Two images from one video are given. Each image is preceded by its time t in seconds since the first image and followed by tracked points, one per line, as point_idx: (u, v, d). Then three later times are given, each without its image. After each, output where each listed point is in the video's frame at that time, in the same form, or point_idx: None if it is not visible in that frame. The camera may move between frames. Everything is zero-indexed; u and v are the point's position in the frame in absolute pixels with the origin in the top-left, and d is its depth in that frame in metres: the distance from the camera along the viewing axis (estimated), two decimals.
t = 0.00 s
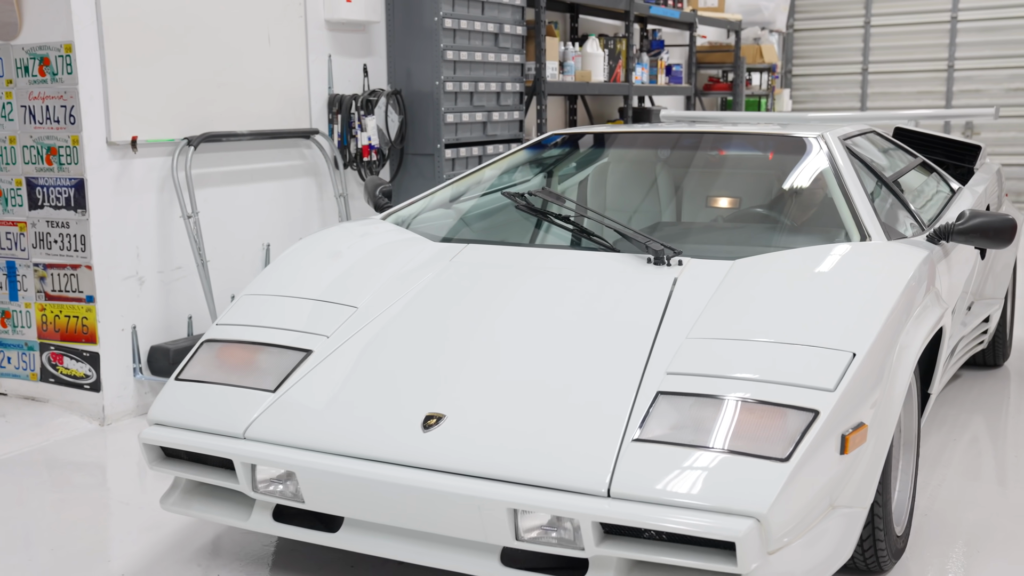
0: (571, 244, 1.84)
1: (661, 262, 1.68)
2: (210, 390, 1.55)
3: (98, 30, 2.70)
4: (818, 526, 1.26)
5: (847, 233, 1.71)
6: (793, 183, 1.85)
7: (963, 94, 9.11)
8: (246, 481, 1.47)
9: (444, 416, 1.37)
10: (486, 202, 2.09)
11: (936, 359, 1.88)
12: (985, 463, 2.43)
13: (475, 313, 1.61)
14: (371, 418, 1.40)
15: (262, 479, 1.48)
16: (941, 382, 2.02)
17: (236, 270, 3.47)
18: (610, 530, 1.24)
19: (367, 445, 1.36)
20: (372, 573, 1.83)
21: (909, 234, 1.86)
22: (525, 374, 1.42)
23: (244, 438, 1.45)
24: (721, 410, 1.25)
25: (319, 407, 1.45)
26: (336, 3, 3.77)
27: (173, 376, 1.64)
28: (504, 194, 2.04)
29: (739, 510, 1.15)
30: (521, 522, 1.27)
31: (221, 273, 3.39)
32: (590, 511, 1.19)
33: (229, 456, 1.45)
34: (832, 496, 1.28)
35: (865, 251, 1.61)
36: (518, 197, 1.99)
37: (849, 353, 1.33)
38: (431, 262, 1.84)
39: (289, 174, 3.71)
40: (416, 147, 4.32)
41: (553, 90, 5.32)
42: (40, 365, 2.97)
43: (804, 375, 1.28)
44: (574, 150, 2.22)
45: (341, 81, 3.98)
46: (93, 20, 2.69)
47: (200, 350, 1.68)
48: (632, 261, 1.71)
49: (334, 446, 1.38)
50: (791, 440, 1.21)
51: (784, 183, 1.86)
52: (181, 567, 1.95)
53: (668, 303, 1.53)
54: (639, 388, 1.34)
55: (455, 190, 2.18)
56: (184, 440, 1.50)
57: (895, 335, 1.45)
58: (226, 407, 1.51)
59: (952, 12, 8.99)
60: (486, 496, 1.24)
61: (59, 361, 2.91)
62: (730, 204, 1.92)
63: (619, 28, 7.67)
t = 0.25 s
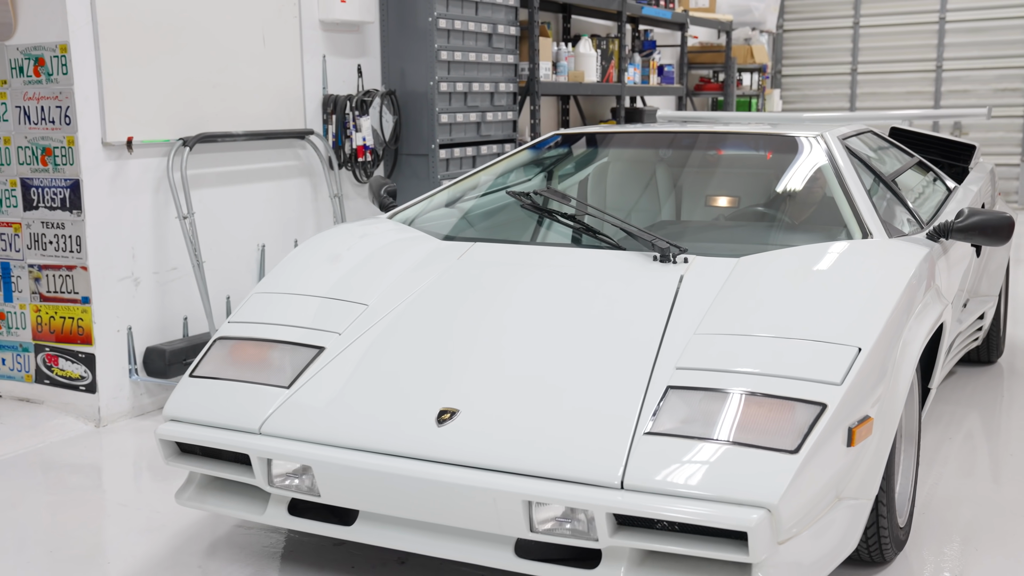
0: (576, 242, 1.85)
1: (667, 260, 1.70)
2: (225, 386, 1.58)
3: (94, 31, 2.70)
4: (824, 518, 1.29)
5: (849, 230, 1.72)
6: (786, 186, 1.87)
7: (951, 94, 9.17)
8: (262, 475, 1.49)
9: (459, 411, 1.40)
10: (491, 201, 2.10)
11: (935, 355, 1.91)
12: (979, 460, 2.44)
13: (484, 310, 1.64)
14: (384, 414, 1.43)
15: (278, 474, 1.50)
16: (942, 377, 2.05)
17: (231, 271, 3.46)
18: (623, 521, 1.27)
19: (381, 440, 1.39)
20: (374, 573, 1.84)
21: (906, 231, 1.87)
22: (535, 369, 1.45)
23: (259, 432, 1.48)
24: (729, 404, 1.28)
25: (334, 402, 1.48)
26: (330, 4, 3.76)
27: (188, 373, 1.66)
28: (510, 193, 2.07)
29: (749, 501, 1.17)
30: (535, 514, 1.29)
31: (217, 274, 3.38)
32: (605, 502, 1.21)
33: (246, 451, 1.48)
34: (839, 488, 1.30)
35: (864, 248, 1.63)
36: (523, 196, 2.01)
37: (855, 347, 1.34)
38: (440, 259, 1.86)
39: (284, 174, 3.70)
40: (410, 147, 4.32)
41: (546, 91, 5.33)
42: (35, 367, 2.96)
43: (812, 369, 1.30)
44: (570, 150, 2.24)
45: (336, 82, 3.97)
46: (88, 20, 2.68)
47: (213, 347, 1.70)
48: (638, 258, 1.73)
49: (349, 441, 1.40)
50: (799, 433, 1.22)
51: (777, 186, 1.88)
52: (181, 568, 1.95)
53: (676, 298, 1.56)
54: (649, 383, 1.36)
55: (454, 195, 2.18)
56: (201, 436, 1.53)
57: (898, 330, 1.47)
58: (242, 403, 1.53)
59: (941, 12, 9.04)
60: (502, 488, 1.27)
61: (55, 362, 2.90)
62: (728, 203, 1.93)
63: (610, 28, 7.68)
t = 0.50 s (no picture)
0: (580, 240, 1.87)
1: (673, 257, 1.73)
2: (239, 382, 1.59)
3: (89, 30, 2.69)
4: (832, 509, 1.32)
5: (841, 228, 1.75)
6: (780, 189, 1.88)
7: (940, 95, 9.22)
8: (277, 469, 1.51)
9: (473, 405, 1.41)
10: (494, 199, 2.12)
11: (935, 350, 1.96)
12: (974, 458, 2.45)
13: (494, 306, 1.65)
14: (399, 409, 1.45)
15: (293, 468, 1.52)
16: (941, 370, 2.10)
17: (226, 272, 3.45)
18: (636, 512, 1.29)
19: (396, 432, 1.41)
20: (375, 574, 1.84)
21: (904, 230, 1.88)
22: (546, 364, 1.47)
23: (275, 428, 1.49)
24: (739, 398, 1.30)
25: (348, 397, 1.50)
26: (324, 4, 3.76)
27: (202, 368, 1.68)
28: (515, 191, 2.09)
29: (760, 492, 1.20)
30: (550, 506, 1.32)
31: (212, 274, 3.38)
32: (619, 494, 1.24)
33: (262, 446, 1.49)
34: (845, 480, 1.33)
35: (862, 246, 1.64)
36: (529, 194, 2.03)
37: (860, 342, 1.37)
38: (448, 257, 1.89)
39: (278, 174, 3.69)
40: (404, 147, 4.32)
41: (540, 91, 5.34)
42: (30, 368, 2.95)
43: (821, 363, 1.33)
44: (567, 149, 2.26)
45: (330, 82, 3.97)
46: (84, 20, 2.67)
47: (227, 343, 1.71)
48: (645, 256, 1.76)
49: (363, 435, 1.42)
50: (808, 426, 1.25)
51: (770, 190, 1.89)
52: (182, 569, 1.94)
53: (683, 293, 1.58)
54: (658, 378, 1.38)
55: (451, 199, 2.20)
56: (217, 431, 1.55)
57: (902, 325, 1.50)
58: (257, 399, 1.55)
59: (930, 13, 9.10)
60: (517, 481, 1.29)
61: (50, 363, 2.89)
62: (728, 201, 1.93)
63: (602, 28, 7.69)
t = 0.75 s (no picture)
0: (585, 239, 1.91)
1: (679, 255, 1.75)
2: (254, 379, 1.63)
3: (84, 30, 2.68)
4: (838, 499, 1.37)
5: (835, 226, 1.77)
6: (774, 193, 1.90)
7: (929, 95, 9.27)
8: (293, 463, 1.55)
9: (486, 399, 1.46)
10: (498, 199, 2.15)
11: (936, 344, 2.00)
12: (968, 456, 2.45)
13: (503, 304, 1.69)
14: (413, 403, 1.49)
15: (309, 461, 1.55)
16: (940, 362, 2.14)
17: (221, 273, 3.44)
18: (648, 503, 1.33)
19: (409, 426, 1.45)
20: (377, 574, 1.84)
21: (900, 227, 1.88)
22: (555, 360, 1.51)
23: (290, 422, 1.53)
24: (748, 391, 1.34)
25: (361, 393, 1.54)
26: (319, 4, 3.75)
27: (216, 365, 1.72)
28: (519, 189, 2.13)
29: (771, 483, 1.24)
30: (564, 497, 1.36)
31: (208, 275, 3.37)
32: (633, 484, 1.27)
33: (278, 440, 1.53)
34: (851, 472, 1.38)
35: (859, 243, 1.67)
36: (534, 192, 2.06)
37: (867, 337, 1.41)
38: (456, 255, 1.92)
39: (273, 174, 3.68)
40: (399, 148, 4.32)
41: (533, 91, 5.34)
42: (25, 369, 2.94)
43: (826, 357, 1.37)
44: (564, 148, 2.28)
45: (324, 81, 3.96)
46: (79, 20, 2.66)
47: (240, 339, 1.76)
48: (651, 254, 1.79)
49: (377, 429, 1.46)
50: (816, 418, 1.29)
51: (764, 194, 1.90)
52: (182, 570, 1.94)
53: (689, 290, 1.62)
54: (668, 371, 1.43)
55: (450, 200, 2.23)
56: (233, 426, 1.59)
57: (904, 321, 1.53)
58: (272, 394, 1.59)
59: (918, 14, 9.15)
60: (530, 473, 1.33)
61: (45, 365, 2.88)
62: (728, 200, 1.95)
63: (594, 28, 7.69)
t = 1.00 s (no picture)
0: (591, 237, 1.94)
1: (684, 252, 1.78)
2: (268, 375, 1.66)
3: (80, 30, 2.67)
4: (843, 491, 1.40)
5: (830, 224, 1.80)
6: (767, 195, 1.93)
7: (917, 95, 9.32)
8: (308, 458, 1.59)
9: (498, 394, 1.49)
10: (503, 198, 2.17)
11: (936, 340, 2.04)
12: (962, 455, 2.45)
13: (511, 301, 1.72)
14: (426, 398, 1.52)
15: (323, 456, 1.60)
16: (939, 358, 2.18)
17: (216, 274, 3.43)
18: (660, 495, 1.37)
19: (423, 420, 1.49)
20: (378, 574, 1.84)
21: (897, 225, 1.88)
22: (564, 355, 1.54)
23: (305, 417, 1.57)
24: (757, 385, 1.38)
25: (372, 388, 1.57)
26: (313, 3, 3.75)
27: (229, 361, 1.75)
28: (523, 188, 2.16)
29: (781, 474, 1.28)
30: (576, 490, 1.40)
31: (204, 276, 3.37)
32: (644, 477, 1.31)
33: (293, 435, 1.57)
34: (856, 464, 1.41)
35: (856, 241, 1.70)
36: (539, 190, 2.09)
37: (872, 332, 1.45)
38: (463, 252, 1.95)
39: (268, 175, 3.68)
40: (393, 148, 4.31)
41: (527, 91, 5.35)
42: (19, 371, 2.93)
43: (833, 352, 1.40)
44: (560, 148, 2.30)
45: (319, 82, 3.95)
46: (74, 20, 2.65)
47: (253, 337, 1.79)
48: (656, 251, 1.82)
49: (390, 423, 1.50)
50: (824, 411, 1.33)
51: (758, 197, 1.94)
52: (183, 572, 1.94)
53: (696, 286, 1.65)
54: (678, 365, 1.46)
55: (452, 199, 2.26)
56: (248, 421, 1.63)
57: (907, 317, 1.56)
58: (285, 390, 1.62)
59: (907, 14, 9.21)
60: (541, 466, 1.37)
61: (40, 366, 2.87)
62: (728, 199, 1.98)
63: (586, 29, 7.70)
